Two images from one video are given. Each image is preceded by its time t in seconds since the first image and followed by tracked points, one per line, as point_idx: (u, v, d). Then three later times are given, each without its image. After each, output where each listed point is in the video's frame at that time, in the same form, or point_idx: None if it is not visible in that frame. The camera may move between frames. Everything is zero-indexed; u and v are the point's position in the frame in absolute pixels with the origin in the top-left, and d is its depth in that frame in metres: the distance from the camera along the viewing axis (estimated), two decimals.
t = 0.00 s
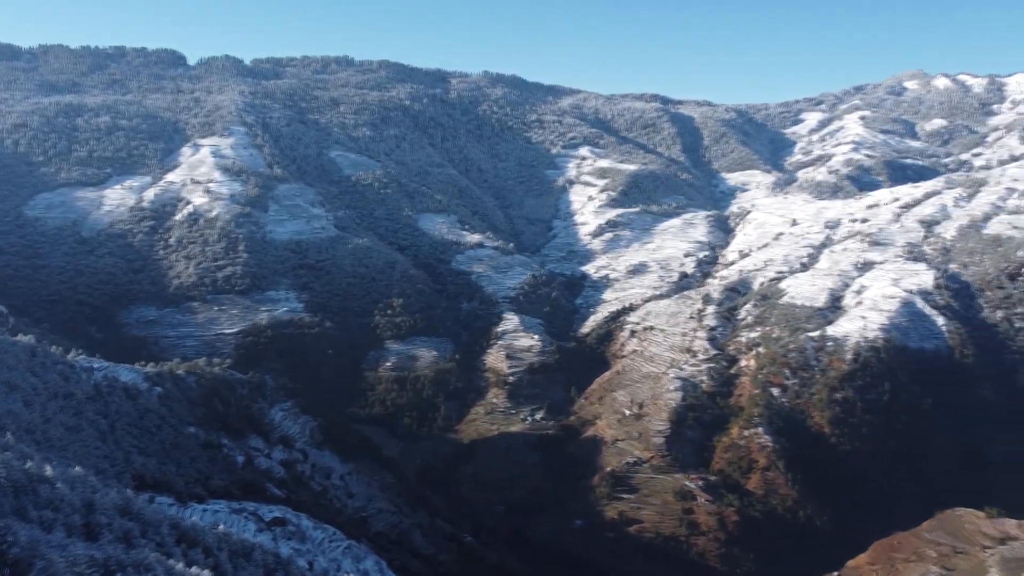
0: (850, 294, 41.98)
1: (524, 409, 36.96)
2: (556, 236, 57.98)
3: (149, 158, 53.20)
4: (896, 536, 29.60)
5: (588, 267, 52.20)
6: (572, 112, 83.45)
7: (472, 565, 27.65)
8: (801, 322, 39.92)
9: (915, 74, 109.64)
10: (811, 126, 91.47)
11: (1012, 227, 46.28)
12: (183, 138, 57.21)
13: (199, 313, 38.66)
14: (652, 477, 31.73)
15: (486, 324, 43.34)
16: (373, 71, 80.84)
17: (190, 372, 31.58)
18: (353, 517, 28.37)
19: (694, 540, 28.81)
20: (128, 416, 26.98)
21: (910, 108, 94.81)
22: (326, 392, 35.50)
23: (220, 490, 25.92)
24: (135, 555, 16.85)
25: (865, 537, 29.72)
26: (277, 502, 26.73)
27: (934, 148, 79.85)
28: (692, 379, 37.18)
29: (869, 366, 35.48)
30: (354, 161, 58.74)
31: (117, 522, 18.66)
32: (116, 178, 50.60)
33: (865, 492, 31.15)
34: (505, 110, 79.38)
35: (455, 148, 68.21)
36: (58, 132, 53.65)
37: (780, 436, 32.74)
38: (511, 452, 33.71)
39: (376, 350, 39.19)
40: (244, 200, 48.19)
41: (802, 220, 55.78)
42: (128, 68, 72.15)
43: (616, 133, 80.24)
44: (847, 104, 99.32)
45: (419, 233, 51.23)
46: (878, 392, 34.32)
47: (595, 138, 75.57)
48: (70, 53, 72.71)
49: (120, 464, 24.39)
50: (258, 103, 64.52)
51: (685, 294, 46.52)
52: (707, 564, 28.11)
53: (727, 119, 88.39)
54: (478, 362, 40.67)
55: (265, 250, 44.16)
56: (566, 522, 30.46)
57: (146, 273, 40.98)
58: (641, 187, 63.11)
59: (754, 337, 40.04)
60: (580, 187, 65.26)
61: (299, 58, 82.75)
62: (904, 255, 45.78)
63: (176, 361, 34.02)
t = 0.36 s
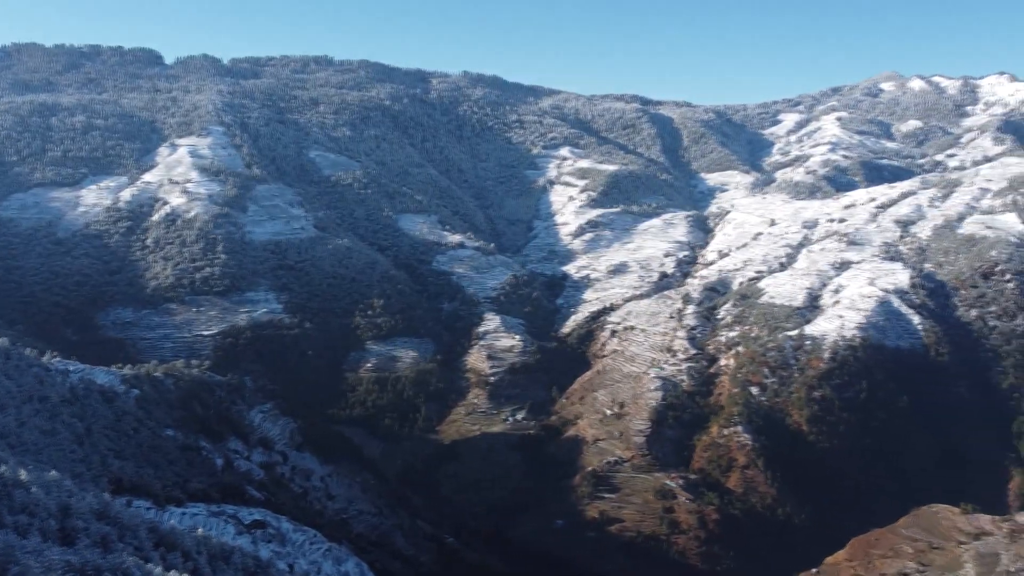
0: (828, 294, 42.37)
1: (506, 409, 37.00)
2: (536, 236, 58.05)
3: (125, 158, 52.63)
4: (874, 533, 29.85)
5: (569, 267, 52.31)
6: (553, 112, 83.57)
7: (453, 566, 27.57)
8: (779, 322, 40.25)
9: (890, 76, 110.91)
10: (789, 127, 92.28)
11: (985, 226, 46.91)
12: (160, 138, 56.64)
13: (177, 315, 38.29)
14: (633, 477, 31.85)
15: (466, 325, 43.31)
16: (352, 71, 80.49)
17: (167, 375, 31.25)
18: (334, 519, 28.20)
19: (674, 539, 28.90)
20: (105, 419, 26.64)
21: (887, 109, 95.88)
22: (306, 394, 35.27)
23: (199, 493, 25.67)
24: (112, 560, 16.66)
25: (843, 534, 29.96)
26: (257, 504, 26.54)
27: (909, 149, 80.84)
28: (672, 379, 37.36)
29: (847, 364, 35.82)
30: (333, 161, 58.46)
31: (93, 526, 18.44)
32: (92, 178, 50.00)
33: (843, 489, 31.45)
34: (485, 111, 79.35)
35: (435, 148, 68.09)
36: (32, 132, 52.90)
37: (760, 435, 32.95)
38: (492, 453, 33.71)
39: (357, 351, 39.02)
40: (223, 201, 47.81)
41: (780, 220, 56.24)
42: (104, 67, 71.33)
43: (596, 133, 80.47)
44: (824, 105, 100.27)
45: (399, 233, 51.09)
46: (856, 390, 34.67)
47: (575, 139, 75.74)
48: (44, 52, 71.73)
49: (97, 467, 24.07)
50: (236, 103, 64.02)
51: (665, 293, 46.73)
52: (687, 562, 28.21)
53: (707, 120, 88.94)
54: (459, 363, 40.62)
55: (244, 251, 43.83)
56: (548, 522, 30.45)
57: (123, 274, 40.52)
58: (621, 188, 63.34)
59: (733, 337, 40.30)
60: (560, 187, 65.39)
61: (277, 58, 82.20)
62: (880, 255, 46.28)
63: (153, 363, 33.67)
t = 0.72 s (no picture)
0: (806, 293, 42.75)
1: (487, 410, 37.00)
2: (517, 236, 58.09)
3: (100, 158, 52.01)
4: (851, 530, 30.07)
5: (550, 267, 52.39)
6: (533, 113, 83.63)
7: (435, 567, 27.49)
8: (758, 321, 40.56)
9: (866, 77, 112.19)
10: (767, 128, 93.05)
11: (960, 226, 47.54)
12: (136, 138, 56.03)
13: (155, 316, 37.88)
14: (614, 476, 31.95)
15: (447, 326, 43.24)
16: (332, 70, 80.08)
17: (145, 377, 30.90)
18: (315, 521, 28.03)
19: (655, 538, 29.01)
20: (81, 422, 26.26)
21: (862, 111, 96.95)
22: (286, 396, 35.01)
23: (177, 496, 25.39)
24: (89, 565, 16.46)
25: (823, 531, 30.20)
26: (237, 507, 26.31)
27: (884, 150, 81.79)
28: (653, 378, 37.53)
29: (825, 363, 36.15)
30: (313, 161, 58.13)
31: (69, 531, 18.20)
32: (67, 178, 49.36)
33: (821, 487, 31.72)
34: (465, 111, 79.26)
35: (416, 148, 67.93)
36: (5, 131, 52.11)
37: (739, 433, 33.16)
38: (473, 454, 33.70)
39: (337, 353, 38.83)
40: (200, 201, 47.40)
41: (759, 220, 56.70)
42: (79, 65, 70.44)
43: (576, 134, 80.63)
44: (801, 106, 101.25)
45: (379, 234, 50.91)
46: (834, 388, 35.01)
47: (555, 139, 75.88)
48: (17, 50, 70.69)
49: (73, 471, 23.73)
50: (214, 102, 63.48)
51: (645, 293, 46.92)
52: (668, 560, 28.30)
53: (686, 121, 89.43)
54: (440, 363, 40.55)
55: (222, 251, 43.46)
56: (530, 522, 30.45)
57: (99, 276, 40.02)
58: (601, 188, 63.55)
59: (713, 336, 40.55)
60: (540, 188, 65.47)
61: (256, 57, 81.59)
62: (857, 254, 46.77)
63: (130, 366, 33.29)
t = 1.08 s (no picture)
0: (785, 293, 43.14)
1: (469, 410, 36.97)
2: (498, 236, 58.10)
3: (76, 158, 51.37)
4: (830, 526, 30.33)
5: (531, 267, 52.46)
6: (514, 113, 83.69)
7: (417, 568, 27.37)
8: (738, 320, 40.87)
9: (843, 79, 113.32)
10: (745, 129, 93.73)
11: (935, 226, 48.15)
12: (113, 138, 55.38)
13: (132, 318, 37.48)
14: (596, 475, 32.05)
15: (428, 327, 43.16)
16: (311, 70, 79.65)
17: (122, 380, 30.55)
18: (295, 523, 27.87)
19: (636, 537, 29.10)
20: (57, 425, 25.90)
21: (840, 112, 97.91)
22: (266, 397, 34.78)
23: (156, 500, 25.13)
24: (66, 570, 16.25)
25: (802, 528, 30.43)
26: (216, 510, 26.09)
27: (861, 150, 82.68)
28: (634, 377, 37.70)
29: (804, 362, 36.46)
30: (292, 161, 57.80)
31: (45, 536, 18.00)
32: (42, 178, 48.69)
33: (800, 485, 31.97)
34: (446, 111, 79.16)
35: (396, 148, 67.73)
36: None
37: (720, 432, 33.35)
38: (455, 454, 33.64)
39: (318, 354, 38.62)
40: (178, 201, 46.97)
41: (738, 220, 57.11)
42: (54, 63, 69.52)
43: (557, 134, 80.78)
44: (780, 107, 102.10)
45: (360, 234, 50.71)
46: (813, 387, 35.33)
47: (536, 139, 75.96)
48: None
49: (49, 475, 23.40)
50: (192, 101, 62.90)
51: (626, 293, 47.09)
52: (650, 559, 28.39)
53: (666, 121, 89.87)
54: (421, 364, 40.45)
55: (201, 252, 43.09)
56: (512, 522, 30.44)
57: (75, 277, 39.52)
58: (582, 188, 63.72)
59: (693, 335, 40.80)
60: (521, 188, 65.52)
61: (234, 56, 80.97)
62: (835, 254, 47.25)
63: (108, 368, 32.90)
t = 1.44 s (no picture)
0: (765, 292, 43.47)
1: (451, 410, 36.94)
2: (480, 237, 58.08)
3: (52, 158, 50.71)
4: (810, 524, 30.56)
5: (513, 267, 52.48)
6: (495, 113, 83.69)
7: (399, 569, 27.25)
8: (718, 319, 41.13)
9: (821, 80, 114.37)
10: (725, 129, 94.33)
11: (912, 226, 48.70)
12: (89, 138, 54.73)
13: (110, 320, 37.05)
14: (579, 475, 32.10)
15: (410, 327, 43.03)
16: (291, 70, 79.18)
17: (100, 382, 30.17)
18: (276, 526, 27.68)
19: (618, 536, 29.15)
20: (33, 429, 25.51)
21: (818, 113, 98.84)
22: (246, 400, 34.51)
23: (134, 503, 24.84)
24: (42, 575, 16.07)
25: (782, 526, 30.64)
26: (196, 513, 25.84)
27: (839, 151, 83.51)
28: (615, 377, 37.82)
29: (783, 361, 36.73)
30: (272, 161, 57.43)
31: (21, 541, 17.96)
32: (17, 178, 48.01)
33: (781, 483, 32.18)
34: (427, 111, 78.98)
35: (377, 148, 67.49)
36: None
37: (701, 431, 33.49)
38: (437, 455, 33.56)
39: (298, 355, 38.40)
40: (156, 202, 46.51)
41: (718, 220, 57.46)
42: (29, 62, 68.60)
43: (538, 135, 80.88)
44: (759, 108, 102.89)
45: (340, 235, 50.47)
46: (792, 385, 35.59)
47: (517, 140, 76.04)
48: None
49: (25, 479, 23.05)
50: (170, 101, 62.30)
51: (608, 293, 47.22)
52: (632, 557, 28.44)
53: (646, 122, 90.25)
54: (403, 365, 40.34)
55: (180, 254, 42.69)
56: (494, 522, 30.40)
57: (50, 279, 39.00)
58: (563, 189, 63.84)
59: (674, 335, 41.00)
60: (503, 188, 65.55)
61: (213, 55, 80.29)
62: (814, 254, 47.66)
63: (84, 370, 32.49)
